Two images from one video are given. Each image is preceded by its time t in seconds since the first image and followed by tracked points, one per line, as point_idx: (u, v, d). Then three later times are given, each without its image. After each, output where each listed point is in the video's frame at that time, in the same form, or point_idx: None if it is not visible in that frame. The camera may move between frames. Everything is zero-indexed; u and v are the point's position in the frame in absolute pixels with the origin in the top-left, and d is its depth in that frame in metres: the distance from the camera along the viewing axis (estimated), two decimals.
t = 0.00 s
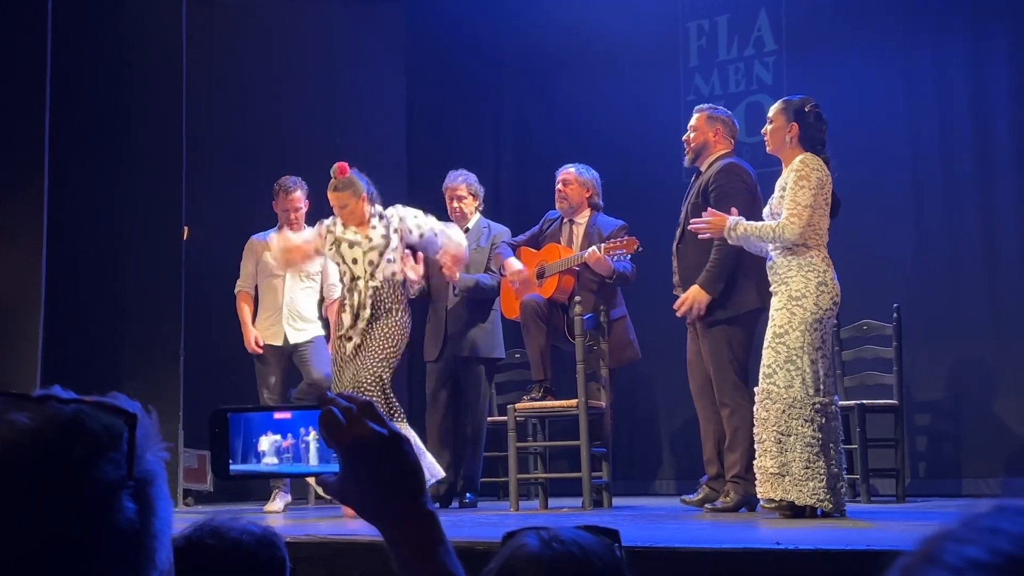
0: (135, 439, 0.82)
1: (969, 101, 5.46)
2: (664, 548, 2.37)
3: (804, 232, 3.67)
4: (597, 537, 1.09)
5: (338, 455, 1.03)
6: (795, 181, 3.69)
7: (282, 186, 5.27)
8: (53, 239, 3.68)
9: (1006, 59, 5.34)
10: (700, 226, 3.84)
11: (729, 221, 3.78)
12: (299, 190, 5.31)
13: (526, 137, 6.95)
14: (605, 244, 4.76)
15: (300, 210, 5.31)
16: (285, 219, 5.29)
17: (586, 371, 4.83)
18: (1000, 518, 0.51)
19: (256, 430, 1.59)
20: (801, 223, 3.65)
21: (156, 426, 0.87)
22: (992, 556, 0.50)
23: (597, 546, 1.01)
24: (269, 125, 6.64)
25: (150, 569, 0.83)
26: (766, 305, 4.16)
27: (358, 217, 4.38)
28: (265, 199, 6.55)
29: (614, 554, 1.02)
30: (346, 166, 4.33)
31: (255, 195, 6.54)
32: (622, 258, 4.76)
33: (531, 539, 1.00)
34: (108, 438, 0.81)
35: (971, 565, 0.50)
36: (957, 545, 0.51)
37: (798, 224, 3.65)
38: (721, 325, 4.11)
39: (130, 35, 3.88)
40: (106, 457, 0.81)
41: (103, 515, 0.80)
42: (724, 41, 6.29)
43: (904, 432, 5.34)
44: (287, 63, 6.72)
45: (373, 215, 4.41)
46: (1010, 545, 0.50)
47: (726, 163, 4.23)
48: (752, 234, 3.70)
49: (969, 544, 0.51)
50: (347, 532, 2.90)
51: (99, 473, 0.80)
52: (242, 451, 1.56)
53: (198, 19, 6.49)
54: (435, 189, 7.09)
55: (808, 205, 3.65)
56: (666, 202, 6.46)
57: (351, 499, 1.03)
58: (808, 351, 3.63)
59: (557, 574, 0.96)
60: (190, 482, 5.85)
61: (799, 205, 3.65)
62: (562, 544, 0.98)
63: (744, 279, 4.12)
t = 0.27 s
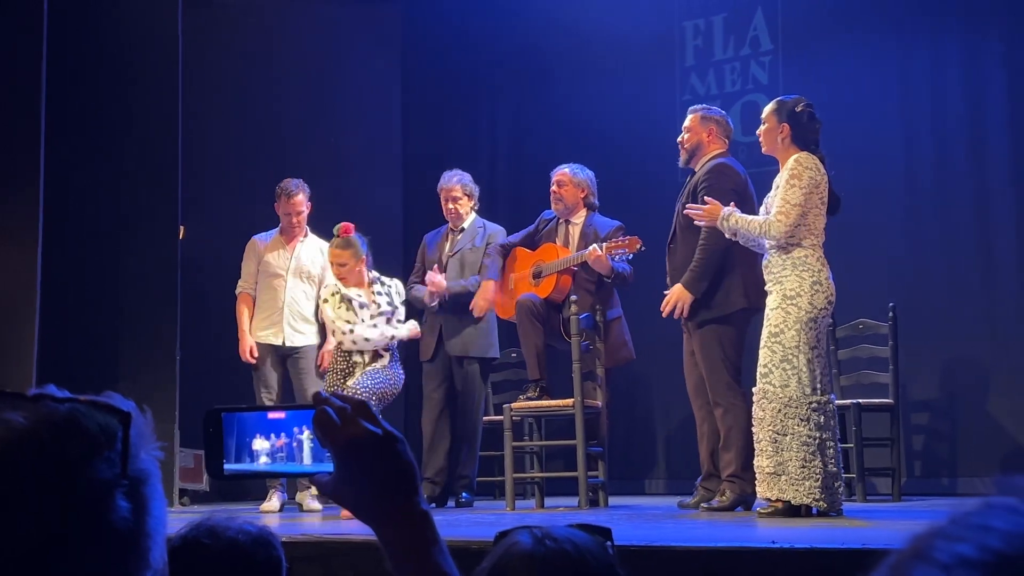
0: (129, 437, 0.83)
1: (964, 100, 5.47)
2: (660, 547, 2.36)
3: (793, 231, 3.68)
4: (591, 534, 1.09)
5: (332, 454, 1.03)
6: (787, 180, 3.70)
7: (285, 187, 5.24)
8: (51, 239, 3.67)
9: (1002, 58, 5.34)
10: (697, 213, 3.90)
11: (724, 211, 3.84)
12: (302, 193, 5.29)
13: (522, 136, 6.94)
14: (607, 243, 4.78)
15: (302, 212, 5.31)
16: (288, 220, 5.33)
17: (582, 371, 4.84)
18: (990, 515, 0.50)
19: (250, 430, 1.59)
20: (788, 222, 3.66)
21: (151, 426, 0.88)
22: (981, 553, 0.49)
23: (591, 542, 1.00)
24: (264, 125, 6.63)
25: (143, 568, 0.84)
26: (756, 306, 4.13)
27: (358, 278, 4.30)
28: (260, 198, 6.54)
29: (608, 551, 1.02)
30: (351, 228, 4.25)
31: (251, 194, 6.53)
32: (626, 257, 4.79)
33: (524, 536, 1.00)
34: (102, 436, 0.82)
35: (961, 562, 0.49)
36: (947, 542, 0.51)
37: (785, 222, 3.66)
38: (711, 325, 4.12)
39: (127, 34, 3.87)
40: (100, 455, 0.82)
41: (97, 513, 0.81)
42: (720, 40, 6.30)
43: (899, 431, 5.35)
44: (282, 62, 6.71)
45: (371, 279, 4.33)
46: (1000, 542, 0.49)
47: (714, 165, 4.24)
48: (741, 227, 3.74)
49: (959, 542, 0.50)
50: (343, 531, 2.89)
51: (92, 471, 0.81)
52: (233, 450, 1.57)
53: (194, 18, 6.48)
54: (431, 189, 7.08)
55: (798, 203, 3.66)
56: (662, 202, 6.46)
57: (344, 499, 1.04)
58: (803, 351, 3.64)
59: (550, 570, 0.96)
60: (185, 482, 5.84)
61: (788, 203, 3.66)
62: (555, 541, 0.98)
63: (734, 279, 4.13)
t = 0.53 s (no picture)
0: (125, 437, 0.83)
1: (960, 100, 5.47)
2: (658, 547, 2.36)
3: (807, 229, 3.67)
4: (590, 535, 1.09)
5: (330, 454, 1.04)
6: (788, 182, 3.69)
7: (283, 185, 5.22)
8: (50, 239, 3.67)
9: (999, 58, 5.35)
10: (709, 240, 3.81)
11: (731, 231, 3.76)
12: (300, 190, 5.28)
13: (520, 136, 6.94)
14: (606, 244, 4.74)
15: (300, 210, 5.30)
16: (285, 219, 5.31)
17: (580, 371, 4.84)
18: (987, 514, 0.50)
19: (247, 430, 1.61)
20: (802, 222, 3.65)
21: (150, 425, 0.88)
22: (978, 552, 0.49)
23: (590, 542, 1.00)
24: (261, 124, 6.62)
25: (141, 569, 0.84)
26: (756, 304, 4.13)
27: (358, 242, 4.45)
28: (257, 198, 6.53)
29: (607, 551, 1.02)
30: (355, 190, 4.40)
31: (248, 194, 6.52)
32: (625, 258, 4.73)
33: (522, 535, 1.00)
34: (99, 436, 0.82)
35: (957, 562, 0.49)
36: (944, 541, 0.50)
37: (799, 222, 3.65)
38: (706, 322, 4.13)
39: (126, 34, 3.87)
40: (97, 455, 0.82)
41: (94, 514, 0.81)
42: (717, 40, 6.30)
43: (896, 431, 5.35)
44: (279, 61, 6.71)
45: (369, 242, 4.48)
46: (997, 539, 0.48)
47: (705, 164, 4.23)
48: (756, 240, 3.68)
49: (955, 541, 0.50)
50: (341, 532, 2.89)
51: (89, 471, 0.81)
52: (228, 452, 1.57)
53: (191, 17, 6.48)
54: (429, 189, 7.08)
55: (806, 202, 3.66)
56: (659, 202, 6.46)
57: (343, 500, 1.03)
58: (799, 350, 3.64)
59: (549, 569, 0.96)
60: (183, 482, 5.84)
61: (796, 203, 3.66)
62: (554, 539, 0.99)
63: (724, 276, 4.13)
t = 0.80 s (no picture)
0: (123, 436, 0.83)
1: (956, 99, 5.48)
2: (655, 547, 2.36)
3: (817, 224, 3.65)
4: (588, 533, 1.09)
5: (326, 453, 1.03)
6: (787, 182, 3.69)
7: (273, 183, 5.18)
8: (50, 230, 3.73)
9: (996, 57, 5.35)
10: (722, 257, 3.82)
11: (742, 241, 3.74)
12: (290, 187, 5.23)
13: (517, 136, 6.94)
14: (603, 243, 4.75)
15: (292, 207, 5.29)
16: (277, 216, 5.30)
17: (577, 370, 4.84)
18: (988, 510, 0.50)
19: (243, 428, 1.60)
20: (813, 218, 3.63)
21: (145, 424, 0.88)
22: (979, 548, 0.49)
23: (589, 540, 1.00)
24: (258, 123, 6.62)
25: (138, 569, 0.84)
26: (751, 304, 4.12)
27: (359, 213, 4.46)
28: (254, 198, 6.52)
29: (605, 549, 1.02)
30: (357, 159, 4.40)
31: (245, 194, 6.52)
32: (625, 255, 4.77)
33: (521, 532, 1.00)
34: (96, 435, 0.82)
35: (960, 557, 0.49)
36: (945, 537, 0.50)
37: (810, 218, 3.63)
38: (704, 322, 4.13)
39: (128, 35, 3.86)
40: (94, 456, 0.82)
41: (93, 513, 0.81)
42: (714, 39, 6.30)
43: (893, 430, 5.36)
44: (276, 61, 6.70)
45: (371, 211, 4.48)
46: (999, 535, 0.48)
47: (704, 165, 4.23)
48: (767, 242, 3.66)
49: (958, 537, 0.50)
50: (337, 531, 2.89)
51: (86, 470, 0.81)
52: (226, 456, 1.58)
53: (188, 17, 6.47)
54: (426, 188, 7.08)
55: (810, 199, 3.65)
56: (657, 201, 6.46)
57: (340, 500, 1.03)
58: (797, 349, 3.64)
59: (549, 565, 0.96)
60: (180, 482, 5.83)
61: (801, 200, 3.65)
62: (554, 535, 0.99)
63: (722, 277, 4.14)
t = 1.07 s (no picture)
0: (116, 434, 0.83)
1: (953, 98, 5.49)
2: (652, 546, 2.36)
3: (798, 228, 3.67)
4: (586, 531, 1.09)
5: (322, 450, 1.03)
6: (781, 180, 3.69)
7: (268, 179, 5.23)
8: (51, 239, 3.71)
9: (993, 57, 5.36)
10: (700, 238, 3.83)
11: (724, 230, 3.76)
12: (286, 184, 5.27)
13: (514, 136, 6.94)
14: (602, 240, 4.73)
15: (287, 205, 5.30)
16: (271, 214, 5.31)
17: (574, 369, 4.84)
18: (979, 507, 0.49)
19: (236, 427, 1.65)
20: (794, 222, 3.65)
21: (141, 422, 0.88)
22: (971, 543, 0.48)
23: (588, 539, 1.00)
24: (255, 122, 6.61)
25: (131, 569, 0.83)
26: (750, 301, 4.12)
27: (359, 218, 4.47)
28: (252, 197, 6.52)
29: (602, 546, 1.02)
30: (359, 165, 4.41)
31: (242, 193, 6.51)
32: (621, 254, 4.72)
33: (520, 530, 1.00)
34: (90, 433, 0.82)
35: (952, 553, 0.49)
36: (937, 533, 0.50)
37: (791, 220, 3.64)
38: (704, 320, 4.12)
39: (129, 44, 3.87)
40: (87, 453, 0.82)
41: (86, 511, 0.81)
42: (711, 38, 6.31)
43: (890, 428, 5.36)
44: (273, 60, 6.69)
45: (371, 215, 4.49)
46: (990, 533, 0.48)
47: (703, 159, 4.24)
48: (749, 237, 3.68)
49: (949, 533, 0.49)
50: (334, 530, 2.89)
51: (79, 468, 0.81)
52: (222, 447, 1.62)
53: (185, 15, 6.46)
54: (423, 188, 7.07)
55: (797, 202, 3.66)
56: (654, 200, 6.46)
57: (335, 498, 1.03)
58: (794, 348, 3.64)
59: (549, 564, 0.96)
60: (176, 481, 5.83)
61: (788, 202, 3.65)
62: (552, 534, 0.99)
63: (721, 274, 4.11)
